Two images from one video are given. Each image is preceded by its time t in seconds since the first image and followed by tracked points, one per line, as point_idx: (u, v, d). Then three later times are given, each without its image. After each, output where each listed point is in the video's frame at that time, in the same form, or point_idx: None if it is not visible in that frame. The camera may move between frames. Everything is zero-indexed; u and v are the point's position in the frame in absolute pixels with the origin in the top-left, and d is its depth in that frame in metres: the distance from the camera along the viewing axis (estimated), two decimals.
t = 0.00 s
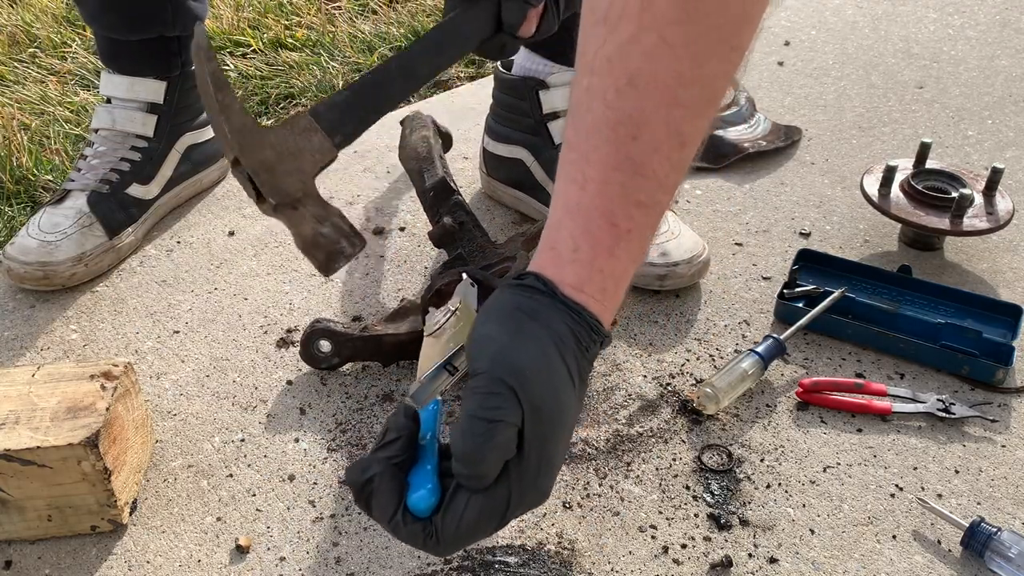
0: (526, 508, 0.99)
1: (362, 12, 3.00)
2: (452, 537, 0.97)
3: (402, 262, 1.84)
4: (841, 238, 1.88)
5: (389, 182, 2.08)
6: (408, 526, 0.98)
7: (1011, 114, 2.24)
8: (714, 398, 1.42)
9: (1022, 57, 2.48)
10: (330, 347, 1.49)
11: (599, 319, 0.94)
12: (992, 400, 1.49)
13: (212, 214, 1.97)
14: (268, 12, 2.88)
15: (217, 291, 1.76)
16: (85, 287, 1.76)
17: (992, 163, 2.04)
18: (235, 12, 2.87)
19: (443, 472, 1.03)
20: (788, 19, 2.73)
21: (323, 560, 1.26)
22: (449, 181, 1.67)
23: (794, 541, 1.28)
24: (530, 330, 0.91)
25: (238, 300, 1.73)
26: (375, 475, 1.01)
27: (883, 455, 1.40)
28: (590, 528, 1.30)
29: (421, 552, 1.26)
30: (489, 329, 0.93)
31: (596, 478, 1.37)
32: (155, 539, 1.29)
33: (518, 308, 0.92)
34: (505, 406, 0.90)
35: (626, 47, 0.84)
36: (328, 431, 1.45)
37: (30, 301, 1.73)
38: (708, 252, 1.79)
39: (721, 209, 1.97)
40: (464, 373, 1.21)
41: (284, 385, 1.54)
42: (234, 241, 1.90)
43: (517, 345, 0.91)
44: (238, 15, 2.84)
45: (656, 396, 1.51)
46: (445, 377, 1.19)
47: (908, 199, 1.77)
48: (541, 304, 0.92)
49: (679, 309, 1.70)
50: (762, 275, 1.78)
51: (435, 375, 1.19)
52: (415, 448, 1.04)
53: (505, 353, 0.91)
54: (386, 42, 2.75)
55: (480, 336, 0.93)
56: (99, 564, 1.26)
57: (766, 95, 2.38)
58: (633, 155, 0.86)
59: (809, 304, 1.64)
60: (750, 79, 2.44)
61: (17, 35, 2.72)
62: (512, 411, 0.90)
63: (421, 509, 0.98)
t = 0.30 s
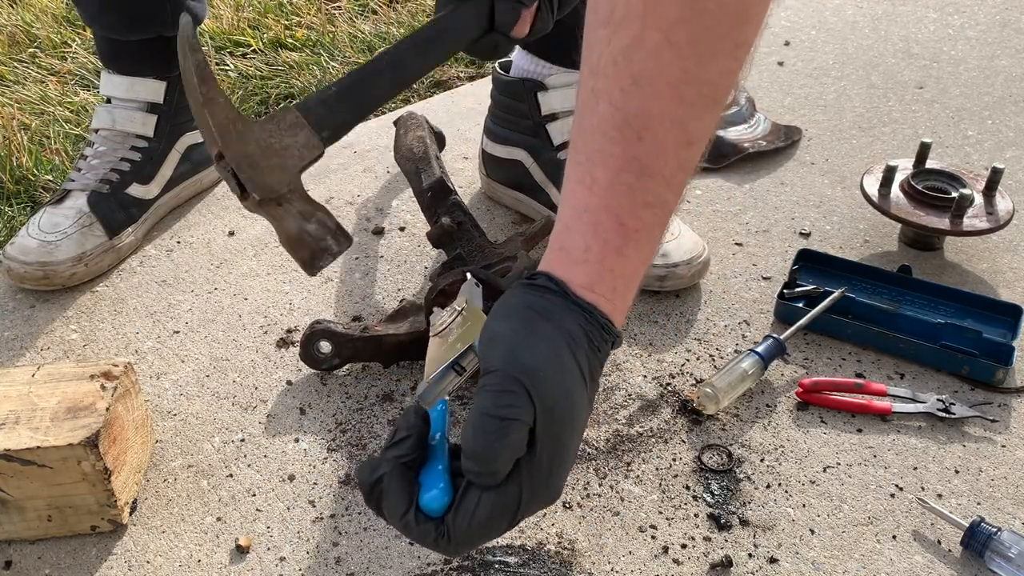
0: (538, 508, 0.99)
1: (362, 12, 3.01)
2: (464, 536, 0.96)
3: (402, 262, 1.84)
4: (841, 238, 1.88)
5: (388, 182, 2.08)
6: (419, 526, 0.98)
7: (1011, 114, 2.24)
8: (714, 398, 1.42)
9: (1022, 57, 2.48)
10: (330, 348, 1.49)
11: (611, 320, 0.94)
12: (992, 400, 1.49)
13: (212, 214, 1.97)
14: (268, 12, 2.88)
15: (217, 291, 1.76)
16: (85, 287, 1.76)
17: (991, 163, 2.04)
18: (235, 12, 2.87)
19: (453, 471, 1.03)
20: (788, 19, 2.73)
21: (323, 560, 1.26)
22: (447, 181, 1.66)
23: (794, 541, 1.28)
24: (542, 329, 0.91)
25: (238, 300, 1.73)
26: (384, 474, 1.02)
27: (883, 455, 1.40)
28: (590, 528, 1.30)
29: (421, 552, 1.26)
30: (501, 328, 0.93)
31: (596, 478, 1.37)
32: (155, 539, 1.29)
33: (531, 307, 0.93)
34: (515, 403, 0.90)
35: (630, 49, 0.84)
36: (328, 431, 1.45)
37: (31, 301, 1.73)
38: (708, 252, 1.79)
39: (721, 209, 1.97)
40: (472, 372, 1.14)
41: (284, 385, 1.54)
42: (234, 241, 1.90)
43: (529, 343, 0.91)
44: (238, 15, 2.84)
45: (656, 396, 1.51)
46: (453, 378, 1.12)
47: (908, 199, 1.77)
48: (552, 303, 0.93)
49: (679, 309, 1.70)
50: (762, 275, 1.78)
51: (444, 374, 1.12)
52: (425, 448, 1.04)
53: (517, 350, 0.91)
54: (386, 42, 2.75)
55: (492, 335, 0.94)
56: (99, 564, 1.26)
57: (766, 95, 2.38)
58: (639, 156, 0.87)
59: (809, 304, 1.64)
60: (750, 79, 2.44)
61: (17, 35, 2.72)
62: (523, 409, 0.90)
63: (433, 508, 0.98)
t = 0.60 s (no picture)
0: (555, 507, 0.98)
1: (362, 12, 3.01)
2: (490, 539, 0.96)
3: (402, 262, 1.84)
4: (841, 238, 1.88)
5: (388, 182, 2.08)
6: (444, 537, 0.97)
7: (1011, 114, 2.24)
8: (714, 398, 1.42)
9: (1022, 57, 2.48)
10: (330, 350, 1.49)
11: (631, 312, 0.95)
12: (992, 400, 1.49)
13: (212, 214, 1.97)
14: (268, 12, 2.89)
15: (217, 291, 1.76)
16: (85, 287, 1.76)
17: (991, 163, 2.04)
18: (235, 12, 2.87)
19: (468, 478, 1.01)
20: (788, 19, 2.73)
21: (323, 560, 1.26)
22: (444, 181, 1.65)
23: (794, 541, 1.28)
24: (556, 327, 0.92)
25: (238, 300, 1.73)
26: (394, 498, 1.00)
27: (883, 455, 1.40)
28: (590, 528, 1.30)
29: (421, 552, 1.26)
30: (509, 330, 0.94)
31: (596, 478, 1.37)
32: (155, 539, 1.29)
33: (540, 305, 0.93)
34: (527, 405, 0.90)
35: (645, 34, 0.84)
36: (328, 431, 1.45)
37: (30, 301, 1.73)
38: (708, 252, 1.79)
39: (721, 209, 1.97)
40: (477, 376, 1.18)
41: (284, 385, 1.54)
42: (234, 241, 1.90)
43: (542, 343, 0.91)
44: (238, 15, 2.84)
45: (657, 396, 1.51)
46: (460, 382, 1.15)
47: (908, 199, 1.77)
48: (567, 301, 0.93)
49: (679, 310, 1.70)
50: (762, 275, 1.78)
51: (450, 379, 1.14)
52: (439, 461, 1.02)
53: (528, 350, 0.91)
54: (386, 42, 2.75)
55: (503, 338, 0.94)
56: (99, 564, 1.26)
57: (766, 95, 2.38)
58: (663, 138, 0.87)
59: (809, 304, 1.64)
60: (750, 79, 2.44)
61: (17, 35, 2.72)
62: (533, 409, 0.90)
63: (453, 518, 0.97)
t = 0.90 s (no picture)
0: (535, 424, 0.93)
1: (362, 12, 3.01)
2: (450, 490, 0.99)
3: (402, 262, 1.84)
4: (841, 238, 1.88)
5: (389, 182, 2.08)
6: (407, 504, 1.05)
7: (1011, 114, 2.24)
8: (714, 398, 1.42)
9: (1022, 57, 2.48)
10: (330, 350, 1.49)
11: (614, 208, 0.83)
12: (992, 400, 1.49)
13: (212, 214, 1.97)
14: (268, 12, 2.89)
15: (217, 291, 1.76)
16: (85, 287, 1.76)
17: (991, 163, 2.04)
18: (235, 12, 2.87)
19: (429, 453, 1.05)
20: (788, 19, 2.73)
21: (323, 560, 1.26)
22: (444, 181, 1.64)
23: (794, 541, 1.28)
24: (505, 262, 0.84)
25: (238, 300, 1.73)
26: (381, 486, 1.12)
27: (883, 455, 1.40)
28: (590, 528, 1.30)
29: (421, 553, 1.27)
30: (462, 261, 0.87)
31: (596, 478, 1.37)
32: (155, 539, 1.29)
33: (491, 225, 0.85)
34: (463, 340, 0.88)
35: None
36: (328, 431, 1.45)
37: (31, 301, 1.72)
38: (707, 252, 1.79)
39: (721, 209, 1.97)
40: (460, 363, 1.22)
41: (284, 385, 1.54)
42: (234, 241, 1.90)
43: (486, 286, 0.85)
44: (238, 15, 2.84)
45: (657, 396, 1.51)
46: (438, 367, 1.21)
47: (908, 199, 1.77)
48: (523, 224, 0.84)
49: (679, 310, 1.70)
50: (762, 275, 1.78)
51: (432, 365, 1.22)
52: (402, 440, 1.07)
53: (472, 291, 0.86)
54: (386, 42, 2.75)
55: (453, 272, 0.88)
56: (99, 564, 1.26)
57: (766, 95, 2.38)
58: None
59: (809, 304, 1.64)
60: (750, 79, 2.44)
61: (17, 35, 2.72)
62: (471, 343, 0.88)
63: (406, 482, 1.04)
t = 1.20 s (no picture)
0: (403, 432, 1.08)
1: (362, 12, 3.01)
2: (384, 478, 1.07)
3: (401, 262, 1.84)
4: (841, 238, 1.88)
5: (389, 182, 2.08)
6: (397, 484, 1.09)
7: (1012, 114, 2.24)
8: (714, 398, 1.42)
9: (1022, 57, 2.48)
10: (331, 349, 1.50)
11: None
12: (992, 400, 1.49)
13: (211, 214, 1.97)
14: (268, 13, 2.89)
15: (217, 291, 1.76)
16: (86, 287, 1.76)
17: (991, 163, 2.04)
18: (234, 12, 2.87)
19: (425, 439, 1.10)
20: (788, 19, 2.73)
21: (323, 560, 1.26)
22: (444, 181, 1.64)
23: (794, 541, 1.28)
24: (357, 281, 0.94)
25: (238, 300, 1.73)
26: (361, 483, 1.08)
27: (883, 455, 1.40)
28: (590, 528, 1.30)
29: (421, 552, 1.27)
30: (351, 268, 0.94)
31: (596, 478, 1.37)
32: (155, 539, 1.29)
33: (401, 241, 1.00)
34: (266, 310, 0.91)
35: None
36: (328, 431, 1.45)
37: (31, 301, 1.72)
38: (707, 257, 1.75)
39: (721, 209, 1.97)
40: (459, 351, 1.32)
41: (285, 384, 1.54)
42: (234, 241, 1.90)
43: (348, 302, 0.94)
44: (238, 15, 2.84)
45: (656, 396, 1.51)
46: (443, 358, 1.30)
47: (908, 199, 1.77)
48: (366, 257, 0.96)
49: (679, 310, 1.70)
50: (762, 275, 1.78)
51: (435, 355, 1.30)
52: (400, 425, 1.11)
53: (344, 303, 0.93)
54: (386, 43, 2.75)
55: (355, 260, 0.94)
56: (99, 564, 1.26)
57: (766, 95, 2.38)
58: None
59: (809, 304, 1.63)
60: (750, 79, 2.44)
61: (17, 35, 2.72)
62: (272, 313, 0.91)
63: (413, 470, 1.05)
